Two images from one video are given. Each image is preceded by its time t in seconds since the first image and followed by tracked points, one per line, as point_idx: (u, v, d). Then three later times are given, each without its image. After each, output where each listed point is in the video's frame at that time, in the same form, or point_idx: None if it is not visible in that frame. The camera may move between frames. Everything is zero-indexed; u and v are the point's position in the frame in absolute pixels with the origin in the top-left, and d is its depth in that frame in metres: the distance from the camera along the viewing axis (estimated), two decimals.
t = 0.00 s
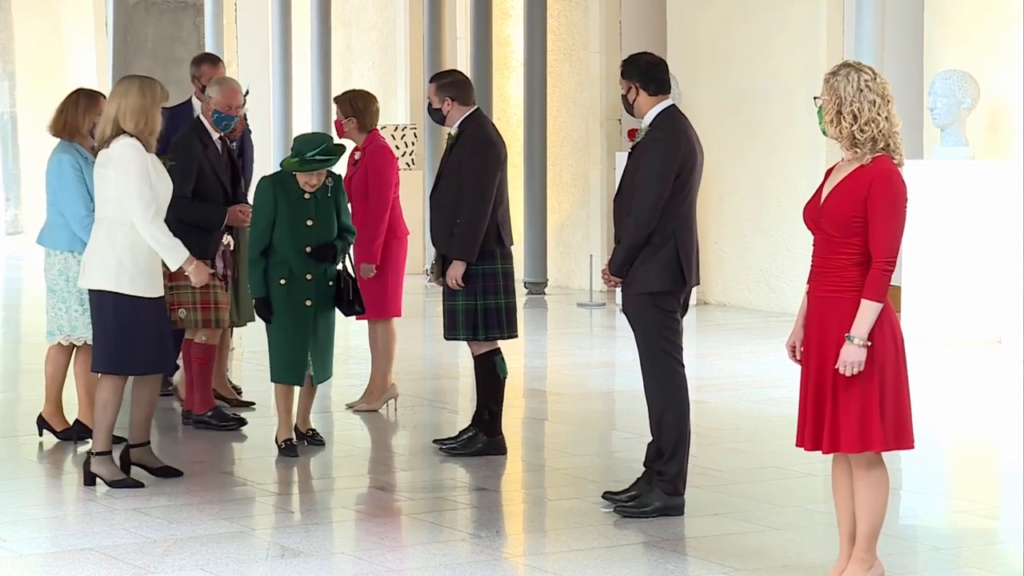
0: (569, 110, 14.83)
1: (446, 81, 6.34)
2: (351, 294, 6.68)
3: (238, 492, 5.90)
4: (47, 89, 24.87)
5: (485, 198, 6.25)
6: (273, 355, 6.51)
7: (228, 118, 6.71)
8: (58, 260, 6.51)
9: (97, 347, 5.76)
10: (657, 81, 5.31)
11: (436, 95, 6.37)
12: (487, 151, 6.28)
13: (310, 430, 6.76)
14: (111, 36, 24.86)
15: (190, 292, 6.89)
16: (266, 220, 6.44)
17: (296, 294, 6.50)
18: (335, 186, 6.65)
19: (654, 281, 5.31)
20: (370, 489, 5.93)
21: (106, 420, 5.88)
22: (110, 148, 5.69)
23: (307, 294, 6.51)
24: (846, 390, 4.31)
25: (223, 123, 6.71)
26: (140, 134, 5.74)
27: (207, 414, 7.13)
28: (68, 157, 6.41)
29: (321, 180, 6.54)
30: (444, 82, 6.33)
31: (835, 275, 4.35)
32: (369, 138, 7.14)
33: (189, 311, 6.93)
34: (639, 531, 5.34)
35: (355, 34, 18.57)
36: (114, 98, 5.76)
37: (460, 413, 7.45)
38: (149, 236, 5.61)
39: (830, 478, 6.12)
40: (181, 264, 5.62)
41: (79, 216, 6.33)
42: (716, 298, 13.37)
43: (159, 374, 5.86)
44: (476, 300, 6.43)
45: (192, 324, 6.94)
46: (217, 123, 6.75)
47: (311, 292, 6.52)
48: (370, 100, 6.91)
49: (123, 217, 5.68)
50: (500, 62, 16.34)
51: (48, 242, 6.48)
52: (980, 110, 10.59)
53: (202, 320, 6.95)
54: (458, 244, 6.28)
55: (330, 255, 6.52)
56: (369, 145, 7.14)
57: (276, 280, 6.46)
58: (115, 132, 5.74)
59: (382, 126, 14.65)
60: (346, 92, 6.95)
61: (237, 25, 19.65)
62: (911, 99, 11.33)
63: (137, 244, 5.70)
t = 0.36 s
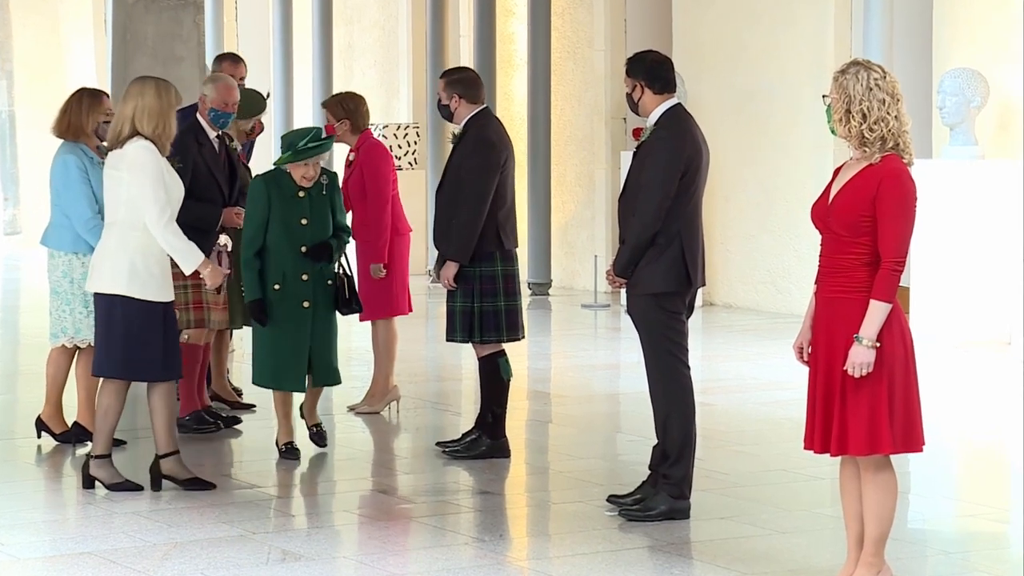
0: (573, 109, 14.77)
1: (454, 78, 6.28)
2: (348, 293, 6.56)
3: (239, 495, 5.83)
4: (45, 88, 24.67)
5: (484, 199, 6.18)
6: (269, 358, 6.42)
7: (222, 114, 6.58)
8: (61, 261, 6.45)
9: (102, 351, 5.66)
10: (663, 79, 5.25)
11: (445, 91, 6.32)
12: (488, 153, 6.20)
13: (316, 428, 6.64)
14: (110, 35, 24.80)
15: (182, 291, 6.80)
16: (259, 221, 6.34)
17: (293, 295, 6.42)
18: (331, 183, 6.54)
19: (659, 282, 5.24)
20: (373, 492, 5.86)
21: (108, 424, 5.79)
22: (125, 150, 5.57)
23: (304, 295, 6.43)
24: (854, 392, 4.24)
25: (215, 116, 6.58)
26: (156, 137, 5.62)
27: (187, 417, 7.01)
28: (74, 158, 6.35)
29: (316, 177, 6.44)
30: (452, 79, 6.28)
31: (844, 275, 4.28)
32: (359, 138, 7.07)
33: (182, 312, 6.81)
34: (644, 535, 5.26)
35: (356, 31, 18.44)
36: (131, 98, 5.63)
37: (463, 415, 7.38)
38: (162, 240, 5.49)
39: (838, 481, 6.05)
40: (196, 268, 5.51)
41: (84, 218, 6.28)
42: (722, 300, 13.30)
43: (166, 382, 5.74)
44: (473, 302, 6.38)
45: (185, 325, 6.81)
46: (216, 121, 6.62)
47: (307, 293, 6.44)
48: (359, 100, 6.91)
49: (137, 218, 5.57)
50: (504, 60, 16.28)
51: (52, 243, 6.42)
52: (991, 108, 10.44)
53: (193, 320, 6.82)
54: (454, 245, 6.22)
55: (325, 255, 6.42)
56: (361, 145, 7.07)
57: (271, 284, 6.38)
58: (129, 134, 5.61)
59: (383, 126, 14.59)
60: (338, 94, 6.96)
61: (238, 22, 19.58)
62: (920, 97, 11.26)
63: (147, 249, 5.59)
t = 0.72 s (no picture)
0: (576, 108, 14.71)
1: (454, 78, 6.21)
2: (360, 298, 6.27)
3: (238, 499, 5.75)
4: (44, 88, 24.20)
5: (481, 201, 6.11)
6: (278, 367, 6.16)
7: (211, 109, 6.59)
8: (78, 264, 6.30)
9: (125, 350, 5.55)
10: (667, 78, 5.18)
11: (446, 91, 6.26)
12: (487, 155, 6.13)
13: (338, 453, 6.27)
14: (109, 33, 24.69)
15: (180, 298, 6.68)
16: (267, 225, 6.08)
17: (302, 300, 6.14)
18: (339, 185, 6.25)
19: (663, 284, 5.16)
20: (374, 496, 5.80)
21: (117, 425, 5.70)
22: (138, 146, 5.50)
23: (315, 300, 6.14)
24: (862, 395, 4.16)
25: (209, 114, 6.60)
26: (168, 131, 5.54)
27: (184, 426, 6.77)
28: (92, 154, 6.22)
29: (326, 177, 6.11)
30: (455, 78, 6.21)
31: (852, 276, 4.20)
32: (359, 136, 6.95)
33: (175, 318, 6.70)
34: (648, 539, 5.19)
35: (356, 29, 18.34)
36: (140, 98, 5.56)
37: (465, 417, 7.31)
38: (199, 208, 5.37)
39: (844, 485, 5.98)
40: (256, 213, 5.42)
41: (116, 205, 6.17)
42: (727, 301, 13.23)
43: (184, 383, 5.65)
44: (474, 305, 6.31)
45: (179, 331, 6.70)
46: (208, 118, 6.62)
47: (317, 297, 6.14)
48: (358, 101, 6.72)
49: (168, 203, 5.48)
50: (506, 58, 16.22)
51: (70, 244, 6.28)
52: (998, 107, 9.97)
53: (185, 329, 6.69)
54: (453, 248, 6.16)
55: (336, 257, 6.13)
56: (362, 143, 6.96)
57: (281, 289, 6.12)
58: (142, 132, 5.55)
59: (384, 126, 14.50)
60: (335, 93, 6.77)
61: (237, 21, 19.52)
62: (928, 97, 11.18)
63: (167, 244, 5.50)
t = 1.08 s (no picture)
0: (578, 106, 14.64)
1: (453, 78, 6.14)
2: (385, 299, 6.15)
3: (235, 503, 5.68)
4: (38, 85, 24.15)
5: (483, 202, 6.04)
6: (309, 372, 6.02)
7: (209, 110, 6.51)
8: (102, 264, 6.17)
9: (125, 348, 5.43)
10: (669, 76, 5.10)
11: (445, 90, 6.18)
12: (489, 154, 6.06)
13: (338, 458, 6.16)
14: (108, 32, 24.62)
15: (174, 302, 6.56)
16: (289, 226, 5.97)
17: (327, 302, 6.03)
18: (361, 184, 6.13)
19: (664, 285, 5.09)
20: (372, 500, 5.72)
21: (127, 430, 5.46)
22: (147, 143, 5.41)
23: (339, 302, 6.04)
24: (867, 398, 4.09)
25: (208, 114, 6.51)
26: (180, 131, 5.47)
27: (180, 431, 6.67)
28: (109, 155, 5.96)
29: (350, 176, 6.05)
30: (451, 78, 6.14)
31: (857, 277, 4.12)
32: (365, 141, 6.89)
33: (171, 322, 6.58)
34: (651, 543, 5.11)
35: (356, 27, 18.27)
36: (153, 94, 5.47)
37: (465, 420, 7.24)
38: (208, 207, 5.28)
39: (849, 488, 5.90)
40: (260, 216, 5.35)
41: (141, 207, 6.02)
42: (731, 301, 13.16)
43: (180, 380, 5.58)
44: (476, 306, 6.23)
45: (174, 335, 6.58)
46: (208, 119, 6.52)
47: (341, 299, 6.04)
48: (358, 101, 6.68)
49: (174, 199, 5.36)
50: (507, 56, 16.14)
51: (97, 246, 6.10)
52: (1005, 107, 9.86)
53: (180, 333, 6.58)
54: (454, 250, 6.09)
55: (360, 258, 6.03)
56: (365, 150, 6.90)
57: (305, 290, 6.01)
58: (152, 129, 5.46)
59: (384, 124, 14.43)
60: (335, 91, 6.74)
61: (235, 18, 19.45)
62: (934, 95, 11.12)
63: (168, 241, 5.39)
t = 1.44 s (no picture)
0: (579, 104, 14.57)
1: (460, 75, 6.07)
2: (397, 304, 5.93)
3: (233, 507, 5.61)
4: (32, 85, 24.09)
5: (488, 201, 5.97)
6: (324, 378, 5.81)
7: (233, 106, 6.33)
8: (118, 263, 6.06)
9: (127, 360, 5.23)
10: (670, 74, 5.03)
11: (447, 87, 6.10)
12: (494, 152, 5.99)
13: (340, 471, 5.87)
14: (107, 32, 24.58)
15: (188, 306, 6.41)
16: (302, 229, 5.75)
17: (339, 308, 5.82)
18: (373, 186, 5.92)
19: (665, 286, 5.02)
20: (371, 503, 5.65)
21: (129, 445, 5.28)
22: (142, 147, 5.21)
23: (351, 308, 5.83)
24: (872, 401, 4.02)
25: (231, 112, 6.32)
26: (176, 135, 5.25)
27: (177, 433, 6.61)
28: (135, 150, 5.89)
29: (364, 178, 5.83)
30: (456, 75, 6.06)
31: (861, 277, 4.05)
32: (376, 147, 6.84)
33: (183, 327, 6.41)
34: (653, 547, 5.05)
35: (354, 25, 18.21)
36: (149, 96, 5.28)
37: (464, 422, 7.18)
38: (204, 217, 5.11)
39: (854, 492, 5.83)
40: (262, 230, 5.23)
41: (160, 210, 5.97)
42: (734, 302, 13.10)
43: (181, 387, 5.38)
44: (477, 307, 6.16)
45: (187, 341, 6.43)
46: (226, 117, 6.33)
47: (354, 305, 5.83)
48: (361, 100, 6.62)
49: (168, 208, 5.17)
50: (507, 53, 16.08)
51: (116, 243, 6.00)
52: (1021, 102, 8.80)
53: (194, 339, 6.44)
54: (458, 250, 6.03)
55: (372, 263, 5.84)
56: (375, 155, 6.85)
57: (319, 294, 5.79)
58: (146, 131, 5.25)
59: (384, 123, 14.37)
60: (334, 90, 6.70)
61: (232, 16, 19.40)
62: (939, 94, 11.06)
63: (164, 250, 5.19)
